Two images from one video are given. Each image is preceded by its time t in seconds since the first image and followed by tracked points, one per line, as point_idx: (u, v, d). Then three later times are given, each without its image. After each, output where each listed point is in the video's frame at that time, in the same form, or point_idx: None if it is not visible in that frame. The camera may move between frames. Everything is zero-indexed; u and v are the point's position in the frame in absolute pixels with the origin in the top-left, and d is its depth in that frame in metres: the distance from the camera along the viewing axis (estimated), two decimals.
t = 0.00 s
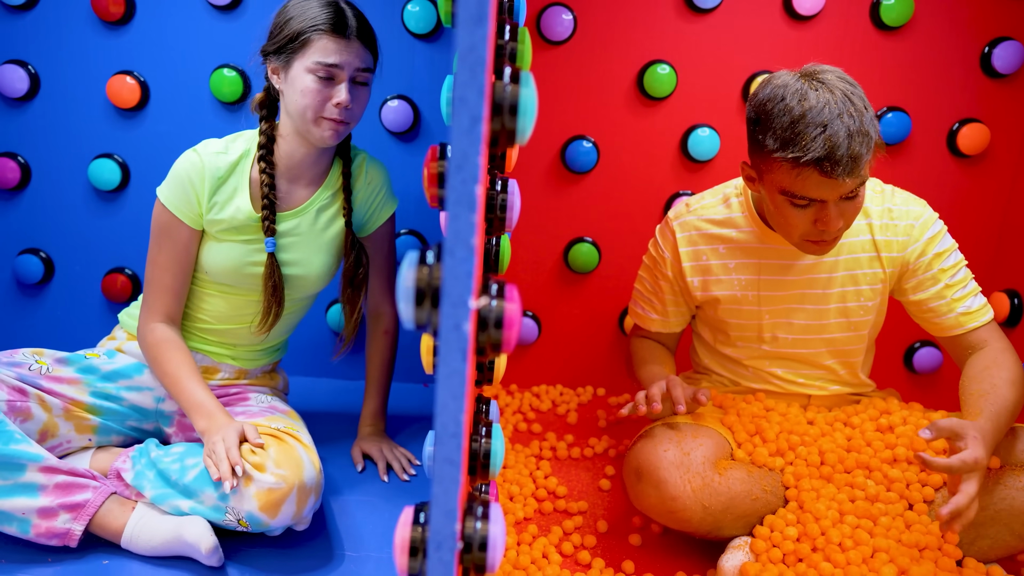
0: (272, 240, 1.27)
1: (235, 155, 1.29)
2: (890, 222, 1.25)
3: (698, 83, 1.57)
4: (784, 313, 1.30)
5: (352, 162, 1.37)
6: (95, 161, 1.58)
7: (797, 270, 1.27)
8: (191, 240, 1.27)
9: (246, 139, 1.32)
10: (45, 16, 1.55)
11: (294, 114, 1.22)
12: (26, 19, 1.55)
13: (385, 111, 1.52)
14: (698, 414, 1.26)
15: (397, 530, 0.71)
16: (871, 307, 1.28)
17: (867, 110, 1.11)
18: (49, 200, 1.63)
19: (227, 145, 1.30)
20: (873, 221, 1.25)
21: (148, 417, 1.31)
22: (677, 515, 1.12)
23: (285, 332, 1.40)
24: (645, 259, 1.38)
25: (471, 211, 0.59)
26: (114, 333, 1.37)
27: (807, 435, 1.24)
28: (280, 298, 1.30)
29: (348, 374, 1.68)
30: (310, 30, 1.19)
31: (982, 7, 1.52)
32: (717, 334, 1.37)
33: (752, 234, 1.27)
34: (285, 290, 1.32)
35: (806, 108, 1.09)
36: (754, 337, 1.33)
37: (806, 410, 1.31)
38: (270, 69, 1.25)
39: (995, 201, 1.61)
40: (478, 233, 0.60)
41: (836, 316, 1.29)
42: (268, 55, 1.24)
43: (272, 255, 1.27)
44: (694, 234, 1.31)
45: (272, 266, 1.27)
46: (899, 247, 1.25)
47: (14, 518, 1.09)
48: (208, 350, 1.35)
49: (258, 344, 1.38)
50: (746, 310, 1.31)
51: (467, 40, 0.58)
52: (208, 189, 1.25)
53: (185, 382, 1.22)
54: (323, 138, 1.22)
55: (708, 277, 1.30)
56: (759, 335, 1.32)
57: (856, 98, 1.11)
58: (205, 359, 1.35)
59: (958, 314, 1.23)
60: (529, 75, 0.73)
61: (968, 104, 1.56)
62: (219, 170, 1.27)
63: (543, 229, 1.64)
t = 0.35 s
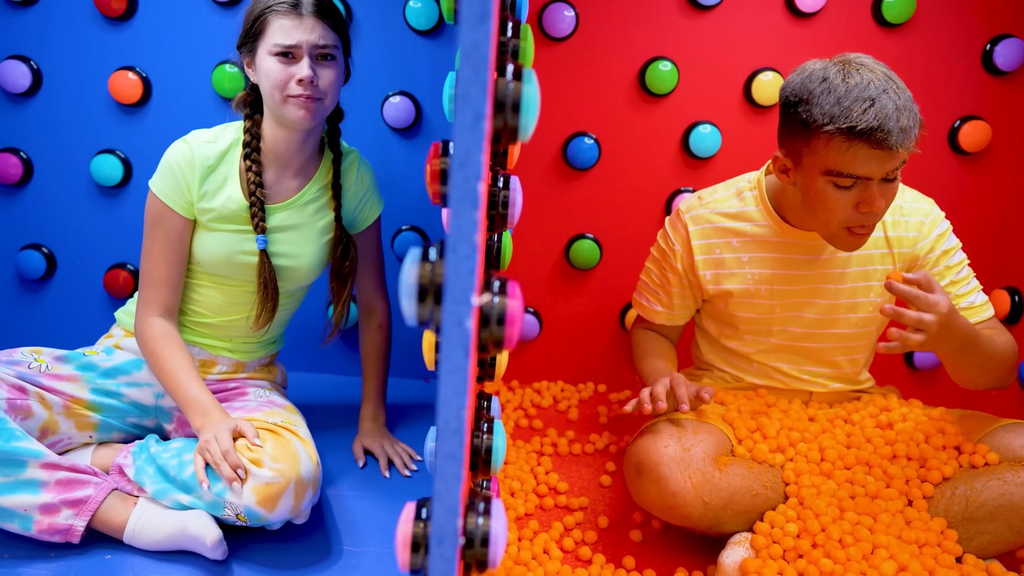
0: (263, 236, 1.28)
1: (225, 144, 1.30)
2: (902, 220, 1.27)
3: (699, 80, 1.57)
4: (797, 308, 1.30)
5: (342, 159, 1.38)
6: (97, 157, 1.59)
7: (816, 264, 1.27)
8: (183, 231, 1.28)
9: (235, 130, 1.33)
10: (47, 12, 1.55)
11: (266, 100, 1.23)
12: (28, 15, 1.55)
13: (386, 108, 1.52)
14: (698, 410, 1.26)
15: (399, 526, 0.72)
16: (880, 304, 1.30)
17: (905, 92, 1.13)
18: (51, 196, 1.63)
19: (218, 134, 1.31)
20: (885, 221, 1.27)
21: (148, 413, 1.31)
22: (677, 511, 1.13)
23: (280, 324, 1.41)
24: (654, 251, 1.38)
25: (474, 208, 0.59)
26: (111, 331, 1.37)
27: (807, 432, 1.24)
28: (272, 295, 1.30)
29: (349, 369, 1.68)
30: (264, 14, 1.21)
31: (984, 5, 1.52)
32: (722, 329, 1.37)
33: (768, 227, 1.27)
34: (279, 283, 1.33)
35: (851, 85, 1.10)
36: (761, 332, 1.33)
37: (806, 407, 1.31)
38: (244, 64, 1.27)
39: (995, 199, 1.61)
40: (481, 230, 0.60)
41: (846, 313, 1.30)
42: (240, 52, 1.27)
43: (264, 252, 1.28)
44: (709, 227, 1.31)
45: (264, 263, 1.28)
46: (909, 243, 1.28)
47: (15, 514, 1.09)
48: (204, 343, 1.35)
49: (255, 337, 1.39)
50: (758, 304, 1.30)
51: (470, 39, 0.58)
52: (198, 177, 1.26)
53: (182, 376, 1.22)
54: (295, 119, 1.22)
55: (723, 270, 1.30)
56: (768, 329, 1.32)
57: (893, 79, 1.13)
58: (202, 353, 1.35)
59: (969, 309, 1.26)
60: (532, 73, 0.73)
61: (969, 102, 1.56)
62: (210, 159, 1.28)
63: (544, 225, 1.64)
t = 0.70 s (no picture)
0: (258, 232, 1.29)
1: (225, 130, 1.34)
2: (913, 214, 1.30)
3: (700, 78, 1.57)
4: (809, 301, 1.32)
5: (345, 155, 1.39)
6: (98, 154, 1.59)
7: (829, 258, 1.30)
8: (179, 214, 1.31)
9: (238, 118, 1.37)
10: (47, 9, 1.55)
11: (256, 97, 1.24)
12: (28, 12, 1.55)
13: (387, 105, 1.52)
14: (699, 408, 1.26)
15: (400, 521, 0.72)
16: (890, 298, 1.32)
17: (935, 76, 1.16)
18: (51, 193, 1.63)
19: (221, 121, 1.35)
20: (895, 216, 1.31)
21: (150, 410, 1.31)
22: (676, 507, 1.13)
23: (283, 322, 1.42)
24: (666, 242, 1.39)
25: (475, 205, 0.59)
26: (112, 327, 1.37)
27: (807, 430, 1.25)
28: (274, 295, 1.33)
29: (349, 366, 1.68)
30: (251, 12, 1.22)
31: (984, 4, 1.52)
32: (730, 323, 1.37)
33: (783, 221, 1.29)
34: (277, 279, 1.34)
35: (886, 66, 1.13)
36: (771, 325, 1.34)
37: (807, 404, 1.32)
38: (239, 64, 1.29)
39: (995, 197, 1.61)
40: (482, 227, 0.61)
41: (857, 307, 1.32)
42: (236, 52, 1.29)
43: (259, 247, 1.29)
44: (724, 219, 1.32)
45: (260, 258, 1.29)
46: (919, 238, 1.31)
47: (16, 511, 1.09)
48: (206, 339, 1.35)
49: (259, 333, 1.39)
50: (770, 297, 1.32)
51: (472, 37, 0.59)
52: (194, 160, 1.30)
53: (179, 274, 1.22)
54: (281, 115, 1.22)
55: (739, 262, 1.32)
56: (779, 323, 1.33)
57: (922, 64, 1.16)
58: (204, 349, 1.35)
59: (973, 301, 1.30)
60: (533, 70, 0.73)
61: (970, 100, 1.56)
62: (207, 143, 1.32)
63: (544, 224, 1.64)
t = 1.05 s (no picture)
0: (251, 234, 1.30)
1: (218, 130, 1.34)
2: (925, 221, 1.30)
3: (699, 77, 1.57)
4: (816, 304, 1.31)
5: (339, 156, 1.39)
6: (98, 154, 1.59)
7: (837, 260, 1.29)
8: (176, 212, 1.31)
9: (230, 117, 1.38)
10: (47, 8, 1.54)
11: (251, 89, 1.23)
12: (28, 11, 1.55)
13: (387, 104, 1.52)
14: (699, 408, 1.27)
15: (400, 521, 0.72)
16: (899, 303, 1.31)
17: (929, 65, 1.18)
18: (51, 192, 1.63)
19: (213, 121, 1.36)
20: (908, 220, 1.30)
21: (150, 410, 1.31)
22: (676, 505, 1.13)
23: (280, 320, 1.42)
24: (674, 238, 1.38)
25: (475, 206, 0.60)
26: (111, 327, 1.36)
27: (808, 429, 1.25)
28: (260, 292, 1.33)
29: (349, 365, 1.68)
30: (253, 4, 1.23)
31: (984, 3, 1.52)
32: (735, 321, 1.37)
33: (792, 221, 1.29)
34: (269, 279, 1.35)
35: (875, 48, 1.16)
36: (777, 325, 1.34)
37: (808, 404, 1.32)
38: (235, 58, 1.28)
39: (994, 196, 1.61)
40: (483, 227, 0.61)
41: (863, 311, 1.31)
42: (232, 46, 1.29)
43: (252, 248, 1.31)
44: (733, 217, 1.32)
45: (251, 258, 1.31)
46: (932, 245, 1.30)
47: (16, 510, 1.09)
48: (205, 338, 1.36)
49: (257, 332, 1.40)
50: (777, 297, 1.32)
51: (473, 37, 0.59)
52: (191, 162, 1.31)
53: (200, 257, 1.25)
54: (274, 108, 1.21)
55: (746, 261, 1.32)
56: (786, 323, 1.33)
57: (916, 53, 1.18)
58: (203, 348, 1.35)
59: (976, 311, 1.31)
60: (533, 70, 0.73)
61: (970, 99, 1.56)
62: (202, 145, 1.33)
63: (544, 223, 1.64)
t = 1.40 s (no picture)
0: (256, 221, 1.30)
1: (225, 125, 1.35)
2: (928, 228, 1.30)
3: (699, 77, 1.57)
4: (815, 308, 1.31)
5: (344, 152, 1.39)
6: (98, 154, 1.58)
7: (837, 264, 1.29)
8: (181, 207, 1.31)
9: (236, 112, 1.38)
10: (47, 8, 1.54)
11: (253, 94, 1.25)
12: (28, 11, 1.55)
13: (387, 104, 1.52)
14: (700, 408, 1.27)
15: (400, 523, 0.72)
16: (899, 308, 1.32)
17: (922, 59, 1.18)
18: (51, 192, 1.63)
19: (220, 116, 1.36)
20: (910, 227, 1.29)
21: (150, 409, 1.31)
22: (677, 507, 1.13)
23: (282, 318, 1.42)
24: (674, 239, 1.38)
25: (475, 208, 0.60)
26: (114, 325, 1.36)
27: (808, 430, 1.25)
28: (260, 280, 1.33)
29: (350, 365, 1.68)
30: (249, 8, 1.21)
31: (984, 3, 1.52)
32: (735, 322, 1.37)
33: (791, 224, 1.29)
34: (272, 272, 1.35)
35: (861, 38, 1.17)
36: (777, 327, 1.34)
37: (808, 405, 1.32)
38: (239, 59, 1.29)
39: (994, 197, 1.61)
40: (482, 230, 0.61)
41: (861, 316, 1.31)
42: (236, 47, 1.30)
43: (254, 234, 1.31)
44: (733, 218, 1.32)
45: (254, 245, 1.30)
46: (936, 253, 1.30)
47: (17, 509, 1.09)
48: (205, 336, 1.36)
49: (257, 329, 1.40)
50: (776, 301, 1.31)
51: (474, 38, 0.58)
52: (198, 156, 1.32)
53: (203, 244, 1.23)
54: (277, 116, 1.23)
55: (743, 262, 1.31)
56: (785, 326, 1.33)
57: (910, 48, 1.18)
58: (204, 346, 1.35)
59: (971, 318, 1.33)
60: (534, 72, 0.74)
61: (970, 100, 1.56)
62: (209, 138, 1.33)
63: (544, 223, 1.64)
